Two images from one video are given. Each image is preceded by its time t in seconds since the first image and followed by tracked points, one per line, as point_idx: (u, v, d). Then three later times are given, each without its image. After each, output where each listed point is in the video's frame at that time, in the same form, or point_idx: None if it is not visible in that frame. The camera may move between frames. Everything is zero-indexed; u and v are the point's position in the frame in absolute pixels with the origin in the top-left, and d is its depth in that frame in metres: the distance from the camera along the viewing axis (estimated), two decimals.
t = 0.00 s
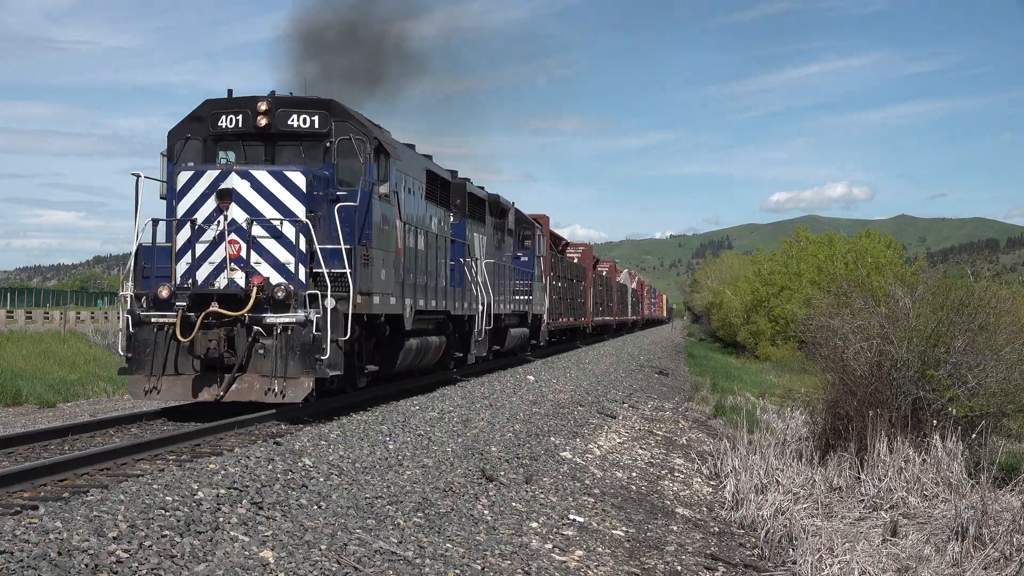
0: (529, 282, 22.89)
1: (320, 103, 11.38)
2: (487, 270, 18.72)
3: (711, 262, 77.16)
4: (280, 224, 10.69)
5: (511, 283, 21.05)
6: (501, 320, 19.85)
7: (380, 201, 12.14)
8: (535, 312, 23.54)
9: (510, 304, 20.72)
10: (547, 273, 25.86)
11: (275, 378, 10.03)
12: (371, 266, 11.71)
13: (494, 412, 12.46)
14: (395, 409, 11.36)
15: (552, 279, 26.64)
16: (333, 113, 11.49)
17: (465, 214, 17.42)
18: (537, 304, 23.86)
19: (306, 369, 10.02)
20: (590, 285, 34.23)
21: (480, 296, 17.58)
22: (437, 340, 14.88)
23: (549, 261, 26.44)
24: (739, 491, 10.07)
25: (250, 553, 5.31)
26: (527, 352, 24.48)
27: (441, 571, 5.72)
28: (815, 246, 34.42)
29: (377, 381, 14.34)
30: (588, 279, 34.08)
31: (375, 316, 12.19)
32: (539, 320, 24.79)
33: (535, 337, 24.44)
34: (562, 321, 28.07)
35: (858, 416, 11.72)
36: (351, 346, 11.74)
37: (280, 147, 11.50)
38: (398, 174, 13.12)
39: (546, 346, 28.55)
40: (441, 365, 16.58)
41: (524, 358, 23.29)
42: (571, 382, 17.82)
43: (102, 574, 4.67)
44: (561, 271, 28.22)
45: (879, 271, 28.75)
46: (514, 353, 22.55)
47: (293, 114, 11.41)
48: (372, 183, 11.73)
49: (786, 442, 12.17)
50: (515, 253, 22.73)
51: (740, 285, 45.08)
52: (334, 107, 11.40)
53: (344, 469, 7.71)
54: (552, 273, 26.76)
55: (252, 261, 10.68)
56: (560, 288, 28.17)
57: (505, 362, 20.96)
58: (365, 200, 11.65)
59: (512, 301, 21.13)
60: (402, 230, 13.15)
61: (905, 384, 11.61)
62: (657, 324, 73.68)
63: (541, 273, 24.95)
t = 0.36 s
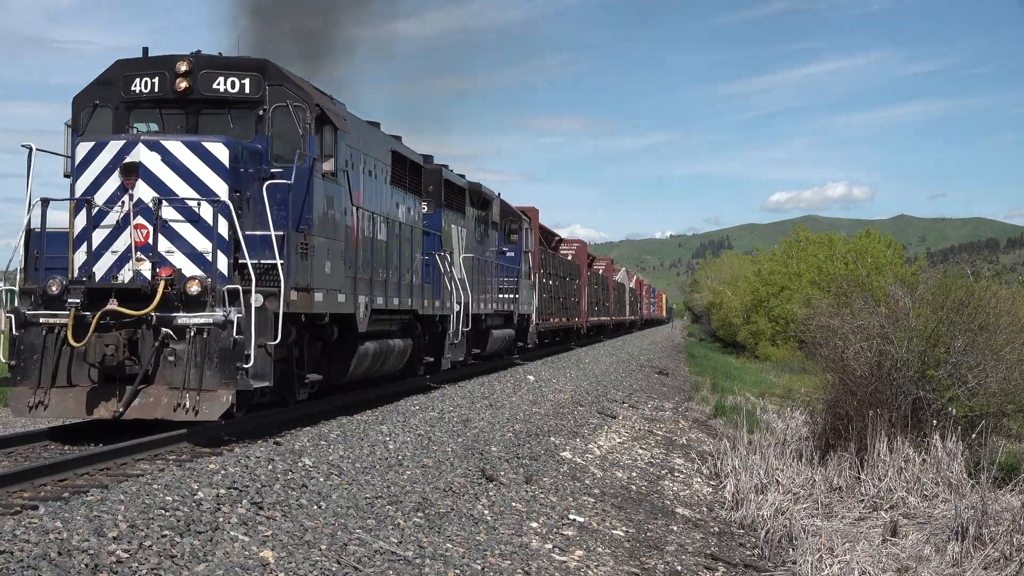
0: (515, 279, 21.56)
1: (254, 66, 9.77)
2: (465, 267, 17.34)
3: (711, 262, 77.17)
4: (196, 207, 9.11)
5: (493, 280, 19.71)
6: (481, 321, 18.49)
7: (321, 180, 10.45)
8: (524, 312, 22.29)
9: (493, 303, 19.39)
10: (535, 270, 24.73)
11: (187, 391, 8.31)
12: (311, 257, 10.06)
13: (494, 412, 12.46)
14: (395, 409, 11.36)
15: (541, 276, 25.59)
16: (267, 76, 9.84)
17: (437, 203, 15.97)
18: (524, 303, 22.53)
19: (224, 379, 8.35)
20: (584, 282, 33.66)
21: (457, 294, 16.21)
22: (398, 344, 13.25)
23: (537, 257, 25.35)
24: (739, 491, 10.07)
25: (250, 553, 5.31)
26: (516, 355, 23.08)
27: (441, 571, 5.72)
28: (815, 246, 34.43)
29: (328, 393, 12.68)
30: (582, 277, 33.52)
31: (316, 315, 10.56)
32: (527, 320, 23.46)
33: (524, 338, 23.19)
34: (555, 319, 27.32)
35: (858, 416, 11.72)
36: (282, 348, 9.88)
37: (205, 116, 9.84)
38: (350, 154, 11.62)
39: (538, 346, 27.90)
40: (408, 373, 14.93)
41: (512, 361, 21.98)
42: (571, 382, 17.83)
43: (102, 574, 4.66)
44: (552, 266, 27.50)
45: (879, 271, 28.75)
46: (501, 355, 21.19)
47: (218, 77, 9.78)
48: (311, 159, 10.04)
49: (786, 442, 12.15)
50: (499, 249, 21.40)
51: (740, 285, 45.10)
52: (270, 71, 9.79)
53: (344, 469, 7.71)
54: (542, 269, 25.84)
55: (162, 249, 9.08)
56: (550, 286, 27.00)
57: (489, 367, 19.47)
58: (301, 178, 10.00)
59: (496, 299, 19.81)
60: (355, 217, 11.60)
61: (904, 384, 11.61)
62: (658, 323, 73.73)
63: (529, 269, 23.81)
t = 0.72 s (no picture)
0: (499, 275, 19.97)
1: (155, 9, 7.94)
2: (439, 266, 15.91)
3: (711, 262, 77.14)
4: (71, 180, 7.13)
5: (474, 276, 18.13)
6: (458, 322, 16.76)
7: (236, 149, 8.57)
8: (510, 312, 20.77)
9: (474, 300, 17.81)
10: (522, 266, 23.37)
11: (50, 411, 6.45)
12: (227, 243, 8.18)
13: (494, 411, 12.46)
14: (395, 409, 11.35)
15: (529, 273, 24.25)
16: (170, 23, 7.94)
17: (404, 187, 14.46)
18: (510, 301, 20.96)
19: (101, 397, 6.55)
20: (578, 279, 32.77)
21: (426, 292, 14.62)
22: (349, 350, 11.26)
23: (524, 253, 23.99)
24: (739, 491, 10.07)
25: (250, 553, 5.31)
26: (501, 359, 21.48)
27: (441, 571, 5.72)
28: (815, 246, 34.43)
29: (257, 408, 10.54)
30: (575, 274, 32.63)
31: (233, 314, 8.55)
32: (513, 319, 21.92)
33: (510, 340, 21.65)
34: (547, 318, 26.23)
35: (858, 416, 11.71)
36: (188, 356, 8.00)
37: (93, 70, 7.98)
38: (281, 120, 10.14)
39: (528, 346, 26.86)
40: (366, 382, 12.96)
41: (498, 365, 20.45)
42: (571, 382, 17.83)
43: (102, 574, 4.66)
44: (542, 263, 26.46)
45: (879, 271, 28.76)
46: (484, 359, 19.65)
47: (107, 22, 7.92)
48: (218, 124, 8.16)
49: (786, 442, 12.14)
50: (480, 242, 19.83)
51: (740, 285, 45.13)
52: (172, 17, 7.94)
53: (344, 469, 7.71)
54: (530, 266, 24.59)
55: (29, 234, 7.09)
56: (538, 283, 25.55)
57: (468, 373, 17.72)
58: (209, 145, 8.08)
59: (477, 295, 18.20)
60: (289, 195, 9.94)
61: (904, 384, 11.62)
62: (658, 323, 73.82)
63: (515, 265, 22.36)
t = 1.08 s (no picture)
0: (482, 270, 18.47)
1: None
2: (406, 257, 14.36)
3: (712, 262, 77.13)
4: None
5: (451, 272, 16.71)
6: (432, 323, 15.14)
7: (110, 106, 6.61)
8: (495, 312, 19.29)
9: (451, 299, 16.31)
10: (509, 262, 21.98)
11: None
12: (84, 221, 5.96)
13: (493, 411, 12.46)
14: (395, 409, 11.35)
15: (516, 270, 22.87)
16: None
17: (364, 169, 12.99)
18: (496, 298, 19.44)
19: None
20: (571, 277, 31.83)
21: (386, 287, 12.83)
22: (279, 357, 9.26)
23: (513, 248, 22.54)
24: (739, 491, 10.07)
25: (250, 553, 5.31)
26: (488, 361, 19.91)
27: (441, 571, 5.72)
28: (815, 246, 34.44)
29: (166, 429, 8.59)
30: (567, 272, 31.58)
31: (106, 314, 6.53)
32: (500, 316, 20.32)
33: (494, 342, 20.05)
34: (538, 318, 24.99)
35: (858, 416, 11.70)
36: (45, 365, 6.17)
37: None
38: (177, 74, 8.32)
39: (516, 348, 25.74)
40: (312, 393, 11.04)
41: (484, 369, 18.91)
42: (571, 382, 17.83)
43: (102, 574, 4.66)
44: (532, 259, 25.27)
45: (879, 271, 28.78)
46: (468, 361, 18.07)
47: None
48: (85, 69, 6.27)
49: (786, 442, 12.12)
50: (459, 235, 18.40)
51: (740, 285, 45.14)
52: None
53: (344, 469, 7.71)
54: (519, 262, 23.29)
55: None
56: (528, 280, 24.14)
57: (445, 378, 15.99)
58: (69, 96, 6.21)
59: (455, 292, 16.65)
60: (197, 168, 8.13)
61: (904, 384, 11.62)
62: (658, 323, 73.88)
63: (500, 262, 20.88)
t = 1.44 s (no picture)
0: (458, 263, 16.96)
1: None
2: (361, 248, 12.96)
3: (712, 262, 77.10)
4: None
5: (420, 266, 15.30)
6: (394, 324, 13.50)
7: None
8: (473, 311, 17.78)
9: (418, 297, 14.82)
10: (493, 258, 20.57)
11: None
12: None
13: (494, 411, 12.47)
14: (395, 409, 11.34)
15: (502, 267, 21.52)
16: None
17: (312, 146, 11.67)
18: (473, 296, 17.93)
19: None
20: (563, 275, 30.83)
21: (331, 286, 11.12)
22: (177, 367, 7.41)
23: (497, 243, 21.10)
24: (739, 491, 10.07)
25: (250, 553, 5.31)
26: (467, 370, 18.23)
27: (441, 571, 5.71)
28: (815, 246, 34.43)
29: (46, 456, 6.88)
30: (560, 270, 30.52)
31: None
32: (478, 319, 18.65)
33: (473, 346, 18.46)
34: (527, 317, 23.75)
35: (859, 416, 11.68)
36: None
37: None
38: (10, 0, 6.28)
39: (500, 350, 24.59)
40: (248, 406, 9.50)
41: (461, 377, 17.22)
42: (571, 382, 17.83)
43: (102, 574, 4.66)
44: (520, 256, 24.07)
45: (879, 271, 28.79)
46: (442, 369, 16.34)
47: None
48: None
49: (786, 441, 12.12)
50: (429, 226, 16.93)
51: (740, 285, 45.15)
52: None
53: (344, 469, 7.71)
54: (506, 258, 21.94)
55: None
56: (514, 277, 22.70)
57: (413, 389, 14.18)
58: None
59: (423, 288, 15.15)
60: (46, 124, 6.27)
61: (904, 384, 11.62)
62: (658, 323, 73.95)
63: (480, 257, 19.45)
